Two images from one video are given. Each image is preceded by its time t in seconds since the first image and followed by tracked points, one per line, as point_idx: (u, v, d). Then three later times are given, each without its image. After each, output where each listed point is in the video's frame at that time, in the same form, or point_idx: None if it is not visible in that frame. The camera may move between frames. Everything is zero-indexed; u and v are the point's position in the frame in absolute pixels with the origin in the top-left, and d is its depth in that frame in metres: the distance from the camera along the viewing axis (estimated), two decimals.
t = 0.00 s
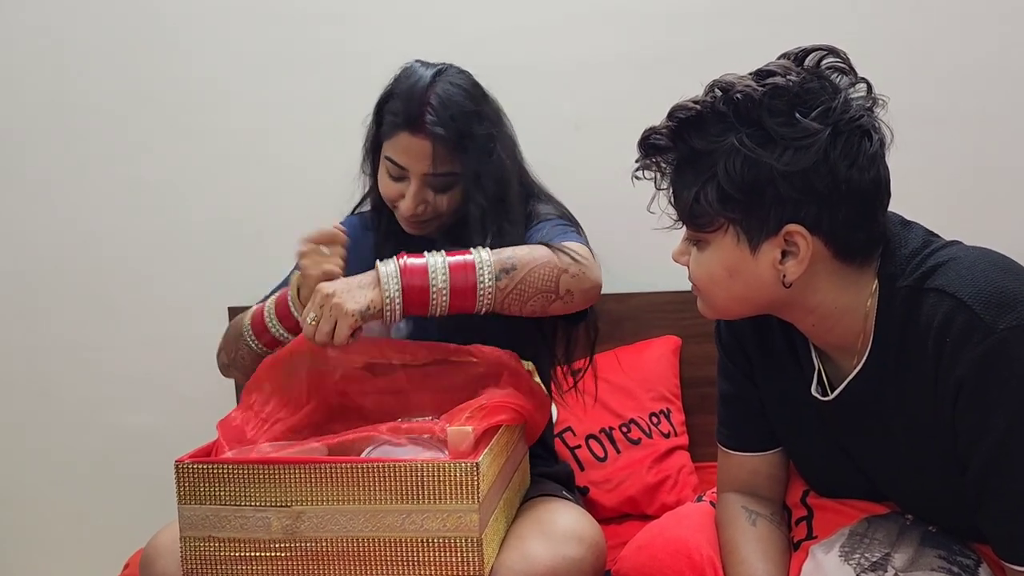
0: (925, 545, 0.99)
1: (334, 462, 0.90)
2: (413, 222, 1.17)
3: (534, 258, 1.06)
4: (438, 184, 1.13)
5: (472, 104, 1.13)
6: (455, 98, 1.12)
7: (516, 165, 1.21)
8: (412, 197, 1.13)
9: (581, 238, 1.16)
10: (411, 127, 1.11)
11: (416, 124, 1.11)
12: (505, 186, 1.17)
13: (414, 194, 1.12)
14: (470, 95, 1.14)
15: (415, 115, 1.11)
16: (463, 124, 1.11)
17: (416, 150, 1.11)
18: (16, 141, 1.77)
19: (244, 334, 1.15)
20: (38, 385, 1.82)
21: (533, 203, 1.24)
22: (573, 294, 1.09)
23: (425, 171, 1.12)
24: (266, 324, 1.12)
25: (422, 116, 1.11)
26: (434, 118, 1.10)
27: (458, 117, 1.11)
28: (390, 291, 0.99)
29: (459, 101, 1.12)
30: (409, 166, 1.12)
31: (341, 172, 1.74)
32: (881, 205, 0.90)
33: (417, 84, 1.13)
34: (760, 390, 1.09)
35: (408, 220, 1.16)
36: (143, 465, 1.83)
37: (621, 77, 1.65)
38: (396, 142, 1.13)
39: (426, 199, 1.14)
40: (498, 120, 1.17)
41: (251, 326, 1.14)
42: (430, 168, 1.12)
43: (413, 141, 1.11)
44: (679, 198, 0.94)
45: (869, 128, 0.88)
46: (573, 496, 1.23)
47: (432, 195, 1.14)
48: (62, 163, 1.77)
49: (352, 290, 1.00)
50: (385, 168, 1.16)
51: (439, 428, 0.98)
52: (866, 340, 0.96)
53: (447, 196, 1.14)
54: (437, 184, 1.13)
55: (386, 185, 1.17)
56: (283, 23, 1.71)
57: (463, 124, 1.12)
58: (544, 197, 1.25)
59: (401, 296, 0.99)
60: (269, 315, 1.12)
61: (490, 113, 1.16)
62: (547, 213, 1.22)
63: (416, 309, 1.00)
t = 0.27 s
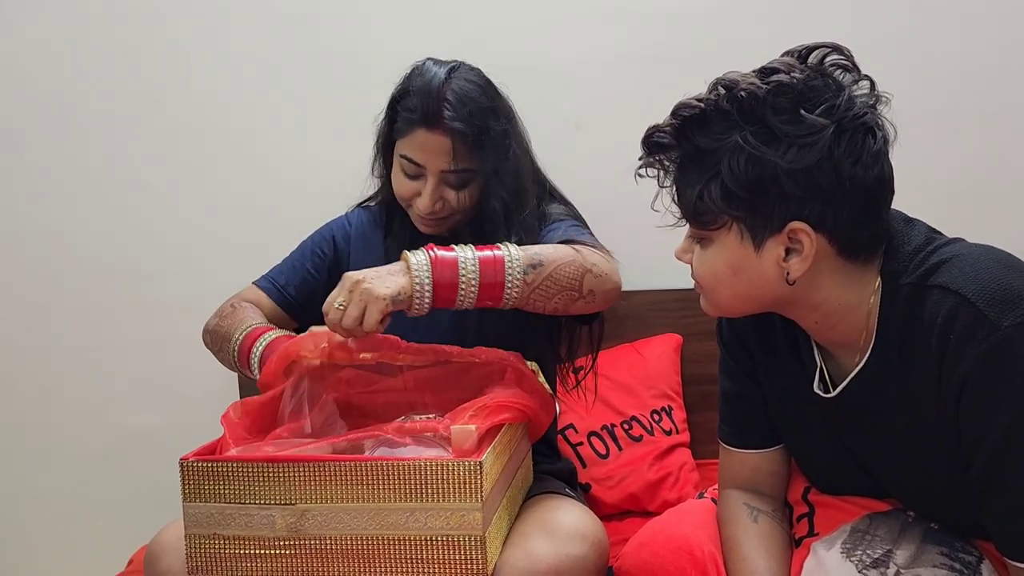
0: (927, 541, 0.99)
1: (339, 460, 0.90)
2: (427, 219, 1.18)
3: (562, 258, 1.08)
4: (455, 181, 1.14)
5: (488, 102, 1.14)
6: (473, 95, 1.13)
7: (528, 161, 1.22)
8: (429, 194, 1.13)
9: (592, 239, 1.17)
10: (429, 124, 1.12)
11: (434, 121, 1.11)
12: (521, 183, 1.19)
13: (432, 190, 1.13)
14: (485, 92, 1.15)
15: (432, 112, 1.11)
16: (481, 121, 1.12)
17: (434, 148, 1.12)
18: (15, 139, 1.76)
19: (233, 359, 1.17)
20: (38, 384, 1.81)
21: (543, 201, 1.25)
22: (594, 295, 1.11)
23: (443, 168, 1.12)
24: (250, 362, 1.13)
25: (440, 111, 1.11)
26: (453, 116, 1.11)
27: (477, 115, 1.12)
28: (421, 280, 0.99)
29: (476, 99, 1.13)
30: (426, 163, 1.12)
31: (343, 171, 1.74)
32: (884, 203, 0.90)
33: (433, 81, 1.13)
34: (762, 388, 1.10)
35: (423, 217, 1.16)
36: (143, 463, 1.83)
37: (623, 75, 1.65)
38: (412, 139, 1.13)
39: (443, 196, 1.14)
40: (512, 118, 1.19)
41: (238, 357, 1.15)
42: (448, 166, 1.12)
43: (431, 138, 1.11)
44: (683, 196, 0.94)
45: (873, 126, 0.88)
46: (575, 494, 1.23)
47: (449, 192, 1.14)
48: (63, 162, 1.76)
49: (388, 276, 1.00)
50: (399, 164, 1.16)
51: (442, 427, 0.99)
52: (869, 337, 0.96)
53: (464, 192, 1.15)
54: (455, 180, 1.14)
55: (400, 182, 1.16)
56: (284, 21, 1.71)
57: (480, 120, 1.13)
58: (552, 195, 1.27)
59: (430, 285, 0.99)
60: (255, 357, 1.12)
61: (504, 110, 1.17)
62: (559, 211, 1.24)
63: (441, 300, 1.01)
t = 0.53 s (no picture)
0: (926, 537, 0.99)
1: (337, 454, 0.90)
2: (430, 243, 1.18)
3: (617, 277, 1.16)
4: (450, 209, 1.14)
5: (469, 122, 1.12)
6: (454, 122, 1.10)
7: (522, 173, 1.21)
8: (425, 226, 1.13)
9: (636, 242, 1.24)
10: (412, 158, 1.10)
11: (417, 155, 1.10)
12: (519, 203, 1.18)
13: (427, 222, 1.13)
14: (465, 114, 1.12)
15: (414, 145, 1.10)
16: (464, 146, 1.10)
17: (421, 182, 1.10)
18: (14, 132, 1.75)
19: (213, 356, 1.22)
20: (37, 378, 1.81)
21: (556, 206, 1.27)
22: (654, 305, 1.20)
23: (435, 201, 1.12)
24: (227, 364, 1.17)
25: (422, 145, 1.10)
26: (435, 147, 1.09)
27: (459, 141, 1.10)
28: (489, 322, 1.11)
29: (455, 123, 1.10)
30: (417, 198, 1.12)
31: (342, 167, 1.74)
32: (885, 198, 0.90)
33: (411, 109, 1.11)
34: (762, 383, 1.10)
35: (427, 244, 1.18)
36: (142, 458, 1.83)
37: (624, 70, 1.64)
38: (399, 176, 1.12)
39: (440, 224, 1.14)
40: (497, 132, 1.16)
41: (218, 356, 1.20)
42: (440, 198, 1.12)
43: (416, 173, 1.10)
44: (682, 191, 0.94)
45: (873, 121, 0.88)
46: (574, 489, 1.23)
47: (446, 218, 1.14)
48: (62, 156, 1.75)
49: (459, 320, 1.12)
50: (390, 198, 1.16)
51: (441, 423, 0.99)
52: (868, 332, 0.96)
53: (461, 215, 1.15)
54: (450, 208, 1.14)
55: (395, 214, 1.16)
56: (284, 15, 1.70)
57: (464, 148, 1.11)
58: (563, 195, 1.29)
59: (498, 321, 1.11)
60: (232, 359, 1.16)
61: (486, 128, 1.14)
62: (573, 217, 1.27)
63: (511, 335, 1.13)
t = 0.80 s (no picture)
0: (921, 525, 0.99)
1: (334, 443, 0.89)
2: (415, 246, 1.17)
3: (639, 264, 1.17)
4: (434, 214, 1.12)
5: (455, 129, 1.09)
6: (438, 130, 1.08)
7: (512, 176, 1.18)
8: (407, 230, 1.12)
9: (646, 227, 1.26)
10: (393, 166, 1.08)
11: (398, 163, 1.08)
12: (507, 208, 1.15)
13: (411, 226, 1.12)
14: (453, 122, 1.09)
15: (395, 154, 1.07)
16: (448, 154, 1.08)
17: (404, 188, 1.09)
18: (11, 123, 1.75)
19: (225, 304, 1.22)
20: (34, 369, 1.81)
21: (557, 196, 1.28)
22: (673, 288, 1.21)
23: (418, 207, 1.10)
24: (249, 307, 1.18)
25: (403, 153, 1.08)
26: (417, 157, 1.07)
27: (442, 149, 1.07)
28: (513, 305, 1.10)
29: (440, 130, 1.08)
30: (400, 202, 1.10)
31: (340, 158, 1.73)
32: (882, 185, 0.90)
33: (396, 113, 1.09)
34: (758, 373, 1.09)
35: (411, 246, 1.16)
36: (139, 449, 1.83)
37: (622, 60, 1.64)
38: (382, 181, 1.10)
39: (423, 228, 1.13)
40: (488, 139, 1.13)
41: (233, 302, 1.21)
42: (423, 203, 1.10)
43: (398, 180, 1.08)
44: (679, 179, 0.93)
45: (870, 108, 0.88)
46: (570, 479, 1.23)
47: (430, 224, 1.13)
48: (59, 147, 1.75)
49: (480, 303, 1.11)
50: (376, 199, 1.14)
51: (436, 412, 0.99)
52: (865, 321, 0.96)
53: (445, 221, 1.13)
54: (433, 213, 1.12)
55: (380, 216, 1.15)
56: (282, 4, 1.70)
57: (448, 158, 1.08)
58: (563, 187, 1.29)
59: (522, 305, 1.10)
60: (254, 302, 1.18)
61: (475, 133, 1.12)
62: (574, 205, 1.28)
63: (534, 317, 1.12)
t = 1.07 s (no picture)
0: (915, 520, 0.99)
1: (325, 433, 0.89)
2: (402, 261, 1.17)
3: (645, 259, 1.19)
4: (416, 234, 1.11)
5: (437, 147, 1.08)
6: (421, 158, 1.06)
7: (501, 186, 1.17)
8: (390, 251, 1.11)
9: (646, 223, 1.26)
10: (374, 189, 1.07)
11: (378, 187, 1.07)
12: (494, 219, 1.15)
13: (393, 247, 1.11)
14: (436, 147, 1.08)
15: (375, 178, 1.06)
16: (430, 176, 1.07)
17: (384, 211, 1.08)
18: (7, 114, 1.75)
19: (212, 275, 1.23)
20: (30, 362, 1.81)
21: (554, 194, 1.26)
22: (678, 282, 1.24)
23: (400, 228, 1.09)
24: (236, 285, 1.19)
25: (383, 178, 1.06)
26: (397, 181, 1.06)
27: (423, 171, 1.06)
28: (525, 298, 1.13)
29: (421, 151, 1.07)
30: (382, 224, 1.10)
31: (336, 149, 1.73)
32: (878, 178, 0.89)
33: (375, 134, 1.08)
34: (753, 368, 1.09)
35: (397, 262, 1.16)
36: (133, 442, 1.82)
37: (619, 53, 1.63)
38: (363, 204, 1.09)
39: (407, 247, 1.12)
40: (473, 159, 1.12)
41: (220, 277, 1.21)
42: (404, 226, 1.09)
43: (378, 204, 1.07)
44: (674, 171, 0.93)
45: (866, 100, 0.87)
46: (564, 473, 1.22)
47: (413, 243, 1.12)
48: (55, 139, 1.75)
49: (493, 299, 1.13)
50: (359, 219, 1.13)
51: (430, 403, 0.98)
52: (860, 314, 0.96)
53: (428, 240, 1.13)
54: (415, 232, 1.11)
55: (365, 235, 1.15)
56: None
57: (430, 181, 1.07)
58: (560, 184, 1.27)
59: (534, 298, 1.13)
60: (243, 280, 1.19)
61: (458, 149, 1.10)
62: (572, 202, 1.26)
63: (545, 309, 1.15)
